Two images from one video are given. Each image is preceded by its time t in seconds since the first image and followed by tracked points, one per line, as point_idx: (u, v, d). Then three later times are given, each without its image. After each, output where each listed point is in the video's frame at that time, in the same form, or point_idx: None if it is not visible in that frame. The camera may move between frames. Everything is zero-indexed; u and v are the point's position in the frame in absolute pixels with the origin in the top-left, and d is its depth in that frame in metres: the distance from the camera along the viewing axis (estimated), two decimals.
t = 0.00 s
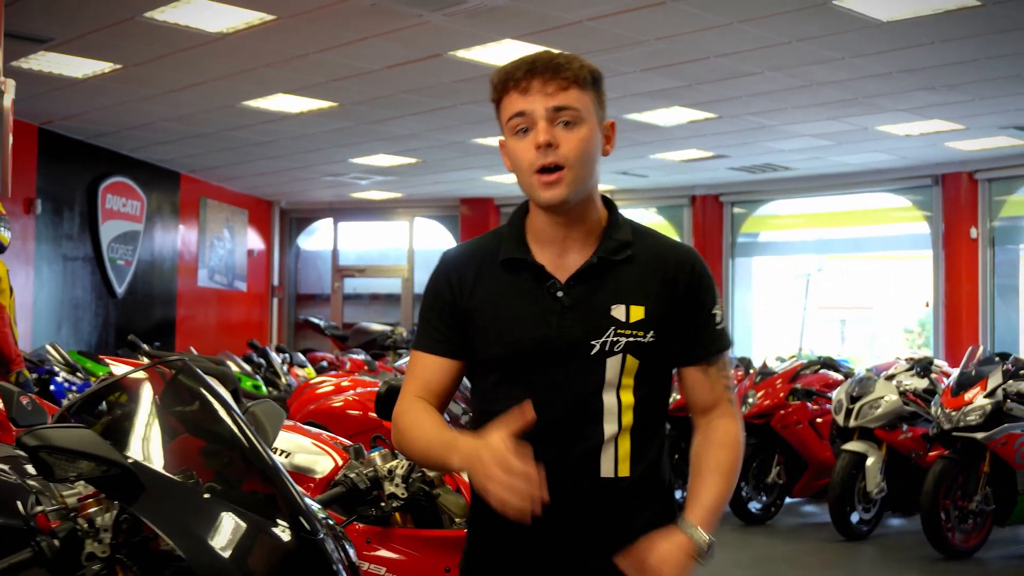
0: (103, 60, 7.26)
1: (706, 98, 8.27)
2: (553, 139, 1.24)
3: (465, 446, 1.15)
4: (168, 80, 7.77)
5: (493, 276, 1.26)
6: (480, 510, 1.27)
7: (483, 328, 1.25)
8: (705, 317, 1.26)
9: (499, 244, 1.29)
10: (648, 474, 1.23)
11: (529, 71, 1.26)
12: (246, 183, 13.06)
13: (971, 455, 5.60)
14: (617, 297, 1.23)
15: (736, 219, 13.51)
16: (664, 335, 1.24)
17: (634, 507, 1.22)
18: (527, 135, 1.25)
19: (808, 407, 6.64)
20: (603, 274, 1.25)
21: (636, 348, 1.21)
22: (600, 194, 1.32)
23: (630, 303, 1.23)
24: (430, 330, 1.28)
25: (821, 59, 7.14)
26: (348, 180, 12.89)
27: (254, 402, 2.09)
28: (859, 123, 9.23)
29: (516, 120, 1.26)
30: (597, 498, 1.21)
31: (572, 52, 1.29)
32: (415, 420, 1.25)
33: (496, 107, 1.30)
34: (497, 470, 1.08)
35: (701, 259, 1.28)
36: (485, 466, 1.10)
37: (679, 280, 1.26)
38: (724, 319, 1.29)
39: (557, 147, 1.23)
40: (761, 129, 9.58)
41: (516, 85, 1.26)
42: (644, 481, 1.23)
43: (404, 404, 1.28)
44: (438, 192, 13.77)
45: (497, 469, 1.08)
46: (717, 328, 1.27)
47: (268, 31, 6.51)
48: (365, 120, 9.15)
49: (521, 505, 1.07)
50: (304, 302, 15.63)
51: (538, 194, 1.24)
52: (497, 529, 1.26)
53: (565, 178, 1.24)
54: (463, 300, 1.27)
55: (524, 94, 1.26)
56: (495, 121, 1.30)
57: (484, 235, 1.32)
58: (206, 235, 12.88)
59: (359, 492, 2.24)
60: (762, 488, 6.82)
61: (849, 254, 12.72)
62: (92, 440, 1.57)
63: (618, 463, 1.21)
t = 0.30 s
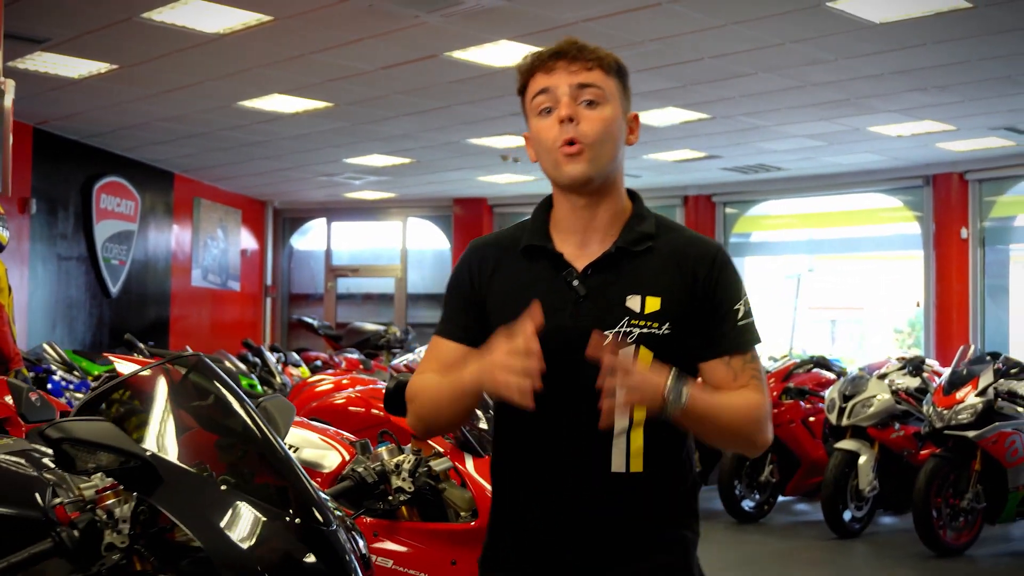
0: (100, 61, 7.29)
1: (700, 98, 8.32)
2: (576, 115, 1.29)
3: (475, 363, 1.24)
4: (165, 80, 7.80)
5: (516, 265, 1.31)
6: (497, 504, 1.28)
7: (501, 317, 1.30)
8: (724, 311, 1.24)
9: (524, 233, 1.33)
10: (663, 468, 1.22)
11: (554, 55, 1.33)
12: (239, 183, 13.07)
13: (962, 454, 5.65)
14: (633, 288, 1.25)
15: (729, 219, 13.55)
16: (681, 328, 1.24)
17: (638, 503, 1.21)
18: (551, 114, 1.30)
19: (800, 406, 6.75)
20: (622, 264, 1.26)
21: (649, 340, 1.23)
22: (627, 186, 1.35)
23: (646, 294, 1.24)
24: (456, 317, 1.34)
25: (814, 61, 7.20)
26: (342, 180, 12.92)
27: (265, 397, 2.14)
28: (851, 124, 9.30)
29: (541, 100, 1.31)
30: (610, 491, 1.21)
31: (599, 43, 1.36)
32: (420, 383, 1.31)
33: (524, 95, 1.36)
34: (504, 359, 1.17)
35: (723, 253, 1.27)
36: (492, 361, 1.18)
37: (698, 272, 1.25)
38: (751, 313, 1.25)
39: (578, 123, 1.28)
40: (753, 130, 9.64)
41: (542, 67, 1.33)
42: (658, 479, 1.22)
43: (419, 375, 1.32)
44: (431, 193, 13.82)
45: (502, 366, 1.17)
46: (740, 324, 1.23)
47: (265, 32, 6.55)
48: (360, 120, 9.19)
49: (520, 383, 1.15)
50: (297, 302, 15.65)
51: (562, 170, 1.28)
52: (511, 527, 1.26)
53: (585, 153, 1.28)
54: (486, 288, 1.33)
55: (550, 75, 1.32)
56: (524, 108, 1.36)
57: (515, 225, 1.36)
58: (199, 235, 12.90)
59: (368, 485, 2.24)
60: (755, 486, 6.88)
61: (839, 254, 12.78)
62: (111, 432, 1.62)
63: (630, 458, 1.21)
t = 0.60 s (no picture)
0: (97, 62, 7.32)
1: (693, 101, 8.37)
2: (597, 116, 1.32)
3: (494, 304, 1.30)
4: (161, 81, 7.83)
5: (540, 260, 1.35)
6: (518, 495, 1.33)
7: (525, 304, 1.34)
8: (752, 303, 1.29)
9: (547, 228, 1.38)
10: (683, 463, 1.26)
11: (573, 52, 1.37)
12: (233, 184, 13.11)
13: (953, 454, 5.69)
14: (653, 281, 1.29)
15: (720, 220, 13.61)
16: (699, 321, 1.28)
17: (647, 501, 1.25)
18: (571, 115, 1.33)
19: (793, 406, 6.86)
20: (644, 256, 1.31)
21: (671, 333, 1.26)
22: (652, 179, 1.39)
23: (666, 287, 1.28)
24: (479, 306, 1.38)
25: (806, 64, 7.26)
26: (335, 181, 12.96)
27: (276, 395, 2.20)
28: (842, 126, 9.36)
29: (561, 100, 1.35)
30: (628, 486, 1.25)
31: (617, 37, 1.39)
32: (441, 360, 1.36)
33: (544, 90, 1.40)
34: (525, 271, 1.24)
35: (748, 245, 1.31)
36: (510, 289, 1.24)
37: (721, 263, 1.30)
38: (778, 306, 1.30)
39: (601, 125, 1.31)
40: (745, 132, 9.70)
41: (561, 66, 1.36)
42: (678, 473, 1.25)
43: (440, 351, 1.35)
44: (423, 194, 13.87)
45: (520, 280, 1.24)
46: (768, 316, 1.28)
47: (261, 33, 6.58)
48: (354, 121, 9.24)
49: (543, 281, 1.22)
50: (290, 302, 15.67)
51: (582, 167, 1.32)
52: (530, 521, 1.30)
53: (609, 150, 1.31)
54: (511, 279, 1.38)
55: (568, 75, 1.35)
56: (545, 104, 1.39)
57: (541, 219, 1.41)
58: (192, 235, 12.92)
59: (372, 484, 2.33)
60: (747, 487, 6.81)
61: (830, 255, 12.85)
62: (127, 430, 1.64)
63: (648, 453, 1.25)
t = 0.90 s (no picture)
0: (92, 64, 7.33)
1: (685, 102, 8.41)
2: (595, 139, 1.28)
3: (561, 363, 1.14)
4: (155, 83, 7.84)
5: (555, 259, 1.31)
6: (523, 494, 1.31)
7: (542, 299, 1.30)
8: (770, 312, 1.28)
9: (564, 223, 1.35)
10: (697, 465, 1.24)
11: (562, 72, 1.31)
12: (225, 185, 13.12)
13: (944, 453, 5.74)
14: (672, 284, 1.26)
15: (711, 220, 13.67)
16: (719, 323, 1.26)
17: (652, 501, 1.23)
18: (571, 139, 1.30)
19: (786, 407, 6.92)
20: (664, 259, 1.28)
21: (688, 336, 1.24)
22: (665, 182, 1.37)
23: (686, 290, 1.26)
24: (493, 298, 1.33)
25: (798, 66, 7.30)
26: (327, 182, 12.98)
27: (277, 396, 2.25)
28: (833, 127, 9.41)
29: (559, 125, 1.31)
30: (642, 486, 1.23)
31: (610, 40, 1.33)
32: (477, 367, 1.21)
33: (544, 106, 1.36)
34: (618, 379, 1.11)
35: (765, 253, 1.30)
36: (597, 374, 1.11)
37: (742, 269, 1.28)
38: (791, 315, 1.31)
39: (601, 149, 1.27)
40: (737, 133, 9.74)
41: (553, 92, 1.31)
42: (692, 476, 1.24)
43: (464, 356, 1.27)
44: (415, 195, 13.90)
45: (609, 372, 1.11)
46: (782, 325, 1.28)
47: (256, 35, 6.60)
48: (347, 123, 9.26)
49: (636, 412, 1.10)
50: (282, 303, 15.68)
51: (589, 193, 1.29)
52: (537, 522, 1.28)
53: (612, 174, 1.28)
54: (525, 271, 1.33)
55: (561, 98, 1.31)
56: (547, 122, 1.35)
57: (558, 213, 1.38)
58: (185, 236, 12.93)
59: (374, 483, 2.41)
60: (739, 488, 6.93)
61: (820, 255, 12.91)
62: (138, 430, 1.68)
63: (662, 454, 1.22)
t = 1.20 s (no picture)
0: (65, 65, 7.31)
1: (657, 105, 8.48)
2: (580, 144, 1.31)
3: (524, 363, 1.18)
4: (129, 84, 7.83)
5: (540, 267, 1.35)
6: (508, 500, 1.34)
7: (526, 309, 1.34)
8: (753, 317, 1.31)
9: (551, 231, 1.39)
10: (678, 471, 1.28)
11: (544, 82, 1.35)
12: (198, 185, 13.10)
13: (912, 454, 5.80)
14: (657, 292, 1.30)
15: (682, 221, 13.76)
16: (705, 331, 1.29)
17: (644, 511, 1.27)
18: (555, 144, 1.33)
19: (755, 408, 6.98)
20: (651, 266, 1.32)
21: (673, 344, 1.27)
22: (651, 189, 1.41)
23: (671, 298, 1.29)
24: (482, 307, 1.36)
25: (768, 70, 7.38)
26: (300, 183, 12.98)
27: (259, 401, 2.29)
28: (804, 131, 9.50)
29: (544, 131, 1.34)
30: (626, 492, 1.27)
31: (590, 48, 1.36)
32: (456, 377, 1.27)
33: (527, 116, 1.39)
34: (573, 368, 1.11)
35: (750, 257, 1.34)
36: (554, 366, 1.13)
37: (725, 276, 1.31)
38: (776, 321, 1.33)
39: (587, 152, 1.31)
40: (709, 136, 9.82)
41: (538, 99, 1.35)
42: (673, 482, 1.28)
43: (447, 364, 1.33)
44: (388, 195, 13.93)
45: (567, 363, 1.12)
46: (766, 331, 1.32)
47: (231, 37, 6.61)
48: (320, 124, 9.27)
49: (598, 398, 1.10)
50: (254, 303, 15.65)
51: (577, 197, 1.32)
52: (523, 526, 1.32)
53: (600, 177, 1.31)
54: (510, 280, 1.37)
55: (545, 105, 1.34)
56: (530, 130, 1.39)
57: (543, 223, 1.42)
58: (157, 236, 12.90)
59: (353, 485, 2.44)
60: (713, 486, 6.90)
61: (791, 256, 13.02)
62: (120, 434, 1.70)
63: (648, 461, 1.26)
